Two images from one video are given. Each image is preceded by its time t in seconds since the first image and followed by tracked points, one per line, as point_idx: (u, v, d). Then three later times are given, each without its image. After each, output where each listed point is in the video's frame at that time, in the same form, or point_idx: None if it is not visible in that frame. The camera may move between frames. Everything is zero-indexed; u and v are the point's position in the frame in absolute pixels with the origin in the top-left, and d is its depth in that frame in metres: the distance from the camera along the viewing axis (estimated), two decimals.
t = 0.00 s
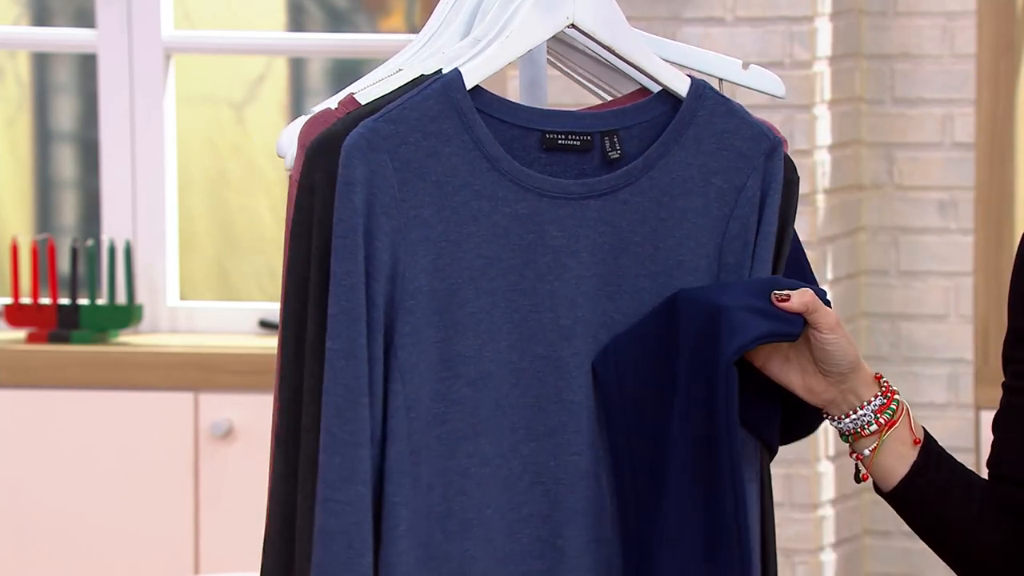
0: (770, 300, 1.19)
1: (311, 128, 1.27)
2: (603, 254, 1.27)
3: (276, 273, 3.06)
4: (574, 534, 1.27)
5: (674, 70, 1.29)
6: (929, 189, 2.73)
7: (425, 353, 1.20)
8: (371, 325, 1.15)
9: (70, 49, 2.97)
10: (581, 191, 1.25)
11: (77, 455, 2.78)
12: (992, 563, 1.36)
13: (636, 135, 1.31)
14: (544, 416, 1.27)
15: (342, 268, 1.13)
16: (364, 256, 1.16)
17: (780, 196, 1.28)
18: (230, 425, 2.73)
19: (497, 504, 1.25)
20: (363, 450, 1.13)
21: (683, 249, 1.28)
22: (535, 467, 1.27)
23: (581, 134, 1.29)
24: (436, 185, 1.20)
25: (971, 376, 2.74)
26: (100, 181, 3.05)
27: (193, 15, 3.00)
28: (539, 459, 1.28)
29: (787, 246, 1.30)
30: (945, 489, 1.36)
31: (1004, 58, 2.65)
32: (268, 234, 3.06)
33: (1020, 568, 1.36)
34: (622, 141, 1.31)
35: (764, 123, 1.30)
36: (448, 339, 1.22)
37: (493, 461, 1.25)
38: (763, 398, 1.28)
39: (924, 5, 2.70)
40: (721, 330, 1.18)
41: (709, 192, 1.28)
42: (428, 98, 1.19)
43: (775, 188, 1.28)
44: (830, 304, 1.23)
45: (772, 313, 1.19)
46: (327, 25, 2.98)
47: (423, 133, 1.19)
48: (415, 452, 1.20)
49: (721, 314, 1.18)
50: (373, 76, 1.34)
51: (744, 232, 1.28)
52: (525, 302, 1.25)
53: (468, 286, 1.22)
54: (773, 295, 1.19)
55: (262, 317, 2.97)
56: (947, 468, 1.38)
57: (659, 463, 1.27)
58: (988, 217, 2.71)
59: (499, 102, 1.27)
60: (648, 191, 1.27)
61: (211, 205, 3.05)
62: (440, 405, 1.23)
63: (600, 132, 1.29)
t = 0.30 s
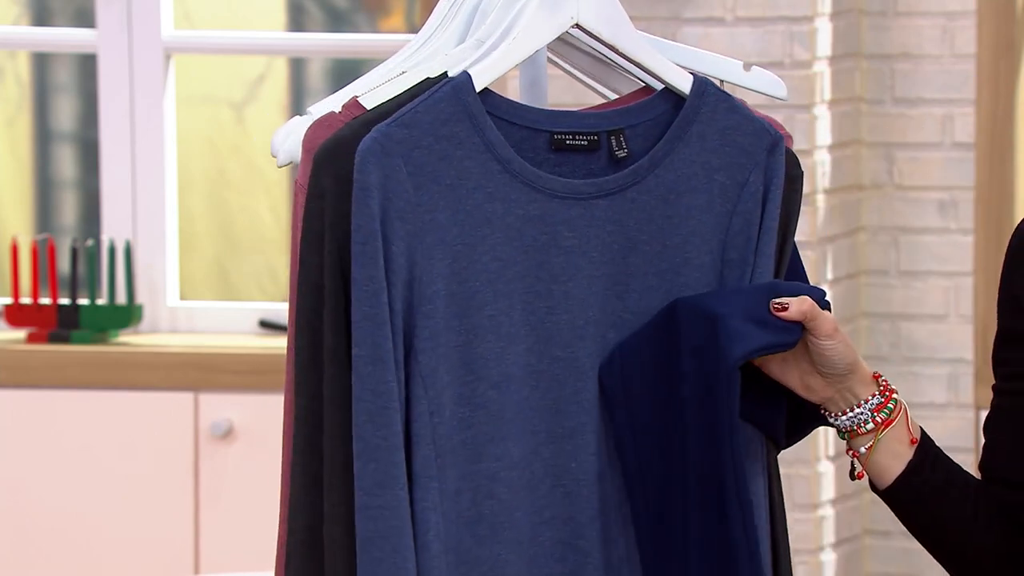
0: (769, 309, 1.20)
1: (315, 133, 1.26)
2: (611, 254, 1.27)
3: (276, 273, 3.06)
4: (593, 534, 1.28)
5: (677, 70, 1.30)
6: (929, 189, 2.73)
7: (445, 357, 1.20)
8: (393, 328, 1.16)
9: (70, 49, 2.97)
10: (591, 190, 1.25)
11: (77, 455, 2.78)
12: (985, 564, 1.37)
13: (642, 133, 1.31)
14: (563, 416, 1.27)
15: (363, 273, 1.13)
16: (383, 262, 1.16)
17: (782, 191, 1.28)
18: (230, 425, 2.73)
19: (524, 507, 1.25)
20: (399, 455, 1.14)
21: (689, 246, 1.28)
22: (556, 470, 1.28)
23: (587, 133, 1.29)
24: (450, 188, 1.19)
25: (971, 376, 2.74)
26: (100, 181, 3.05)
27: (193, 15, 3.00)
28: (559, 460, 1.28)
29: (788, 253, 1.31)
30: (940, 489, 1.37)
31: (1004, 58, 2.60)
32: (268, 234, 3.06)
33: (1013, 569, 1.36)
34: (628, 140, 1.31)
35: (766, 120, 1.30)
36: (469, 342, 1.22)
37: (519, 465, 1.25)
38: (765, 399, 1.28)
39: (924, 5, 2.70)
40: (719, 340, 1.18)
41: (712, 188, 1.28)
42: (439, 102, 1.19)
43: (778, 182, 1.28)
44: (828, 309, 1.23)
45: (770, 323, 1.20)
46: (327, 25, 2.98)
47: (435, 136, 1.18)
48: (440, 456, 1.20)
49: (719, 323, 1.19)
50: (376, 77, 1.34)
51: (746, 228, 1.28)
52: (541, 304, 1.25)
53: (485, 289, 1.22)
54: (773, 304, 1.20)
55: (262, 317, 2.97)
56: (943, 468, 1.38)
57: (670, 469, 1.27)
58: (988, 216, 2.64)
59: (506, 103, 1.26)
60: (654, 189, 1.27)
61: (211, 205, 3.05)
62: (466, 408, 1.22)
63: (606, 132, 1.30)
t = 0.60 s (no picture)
0: (774, 309, 1.21)
1: (316, 132, 1.27)
2: (609, 254, 1.27)
3: (276, 273, 3.06)
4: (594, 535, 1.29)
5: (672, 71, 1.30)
6: (928, 189, 2.73)
7: (452, 358, 1.20)
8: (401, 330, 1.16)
9: (70, 49, 2.97)
10: (591, 191, 1.24)
11: (77, 455, 2.78)
12: (985, 564, 1.36)
13: (637, 133, 1.32)
14: (563, 417, 1.27)
15: (371, 274, 1.13)
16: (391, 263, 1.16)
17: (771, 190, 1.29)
18: (230, 425, 2.73)
19: (530, 507, 1.25)
20: (400, 456, 1.14)
21: (682, 246, 1.28)
22: (555, 470, 1.28)
23: (585, 133, 1.29)
24: (457, 188, 1.19)
25: (971, 376, 2.74)
26: (100, 181, 3.05)
27: (193, 15, 3.00)
28: (557, 461, 1.28)
29: (780, 263, 1.34)
30: (940, 489, 1.37)
31: (1004, 57, 2.59)
32: (268, 234, 3.06)
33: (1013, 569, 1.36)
34: (624, 140, 1.31)
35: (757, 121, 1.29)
36: (474, 342, 1.22)
37: (525, 465, 1.25)
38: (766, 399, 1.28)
39: (924, 5, 2.70)
40: (732, 342, 1.19)
41: (704, 187, 1.28)
42: (446, 102, 1.19)
43: (766, 181, 1.28)
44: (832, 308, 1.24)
45: (777, 323, 1.20)
46: (327, 25, 2.98)
47: (443, 136, 1.18)
48: (443, 457, 1.20)
49: (730, 325, 1.19)
50: (373, 77, 1.34)
51: (738, 227, 1.29)
52: (544, 304, 1.25)
53: (491, 289, 1.22)
54: (777, 302, 1.20)
55: (262, 317, 2.97)
56: (943, 468, 1.38)
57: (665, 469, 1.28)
58: (987, 216, 2.63)
59: (508, 103, 1.26)
60: (650, 189, 1.27)
61: (211, 205, 3.05)
62: (471, 408, 1.22)
63: (603, 132, 1.29)
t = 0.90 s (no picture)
0: (777, 312, 1.20)
1: (312, 129, 1.28)
2: (606, 256, 1.27)
3: (276, 273, 3.06)
4: (587, 535, 1.28)
5: (669, 71, 1.30)
6: (927, 189, 2.73)
7: (437, 355, 1.20)
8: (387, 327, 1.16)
9: (70, 49, 2.97)
10: (585, 191, 1.25)
11: (77, 455, 2.77)
12: (985, 562, 1.37)
13: (633, 134, 1.32)
14: (555, 417, 1.27)
15: (356, 269, 1.14)
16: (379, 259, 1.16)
17: (768, 197, 1.29)
18: (230, 425, 2.73)
19: (513, 506, 1.26)
20: (376, 452, 1.14)
21: (678, 249, 1.28)
22: (547, 472, 1.28)
23: (580, 134, 1.29)
24: (448, 187, 1.20)
25: (970, 376, 2.74)
26: (100, 181, 3.04)
27: (193, 15, 3.00)
28: (550, 462, 1.28)
29: (778, 257, 1.34)
30: (940, 488, 1.37)
31: (1004, 58, 2.60)
32: (268, 234, 3.06)
33: (1013, 568, 1.37)
34: (620, 141, 1.31)
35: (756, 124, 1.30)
36: (460, 340, 1.22)
37: (511, 464, 1.25)
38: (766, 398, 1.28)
39: (923, 5, 2.70)
40: (739, 348, 1.18)
41: (701, 190, 1.28)
42: (439, 99, 1.19)
43: (764, 187, 1.28)
44: (834, 308, 1.23)
45: (779, 325, 1.20)
46: (327, 25, 2.98)
47: (434, 134, 1.19)
48: (426, 454, 1.21)
49: (736, 331, 1.19)
50: (371, 74, 1.34)
51: (736, 231, 1.29)
52: (535, 304, 1.25)
53: (480, 287, 1.22)
54: (778, 304, 1.20)
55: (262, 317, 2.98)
56: (943, 466, 1.38)
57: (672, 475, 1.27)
58: (987, 217, 2.65)
59: (503, 102, 1.26)
60: (646, 191, 1.27)
61: (211, 205, 3.05)
62: (455, 406, 1.22)
63: (599, 132, 1.30)
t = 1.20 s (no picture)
0: (770, 323, 1.21)
1: (308, 129, 1.28)
2: (603, 256, 1.27)
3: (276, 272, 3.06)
4: (575, 535, 1.28)
5: (671, 72, 1.29)
6: (927, 188, 2.73)
7: (423, 352, 1.20)
8: (371, 324, 1.16)
9: (70, 49, 2.97)
10: (581, 191, 1.25)
11: (76, 455, 2.78)
12: (989, 565, 1.37)
13: (632, 135, 1.32)
14: (545, 417, 1.27)
15: (340, 266, 1.14)
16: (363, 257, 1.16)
17: (774, 199, 1.30)
18: (230, 425, 2.73)
19: (496, 504, 1.26)
20: (361, 449, 1.14)
21: (679, 251, 1.29)
22: (535, 469, 1.28)
23: (578, 134, 1.29)
24: (435, 184, 1.19)
25: (971, 377, 2.73)
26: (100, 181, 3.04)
27: (193, 15, 3.00)
28: (538, 460, 1.28)
29: (781, 248, 1.31)
30: (943, 488, 1.36)
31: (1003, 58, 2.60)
32: (268, 234, 3.06)
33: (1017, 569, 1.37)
34: (619, 142, 1.31)
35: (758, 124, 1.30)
36: (445, 338, 1.22)
37: (493, 462, 1.25)
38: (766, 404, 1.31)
39: (924, 5, 2.70)
40: (732, 360, 1.19)
41: (703, 193, 1.29)
42: (427, 98, 1.19)
43: (768, 191, 1.29)
44: (829, 317, 1.22)
45: (772, 336, 1.20)
46: (326, 25, 2.98)
47: (424, 131, 1.19)
48: (410, 452, 1.20)
49: (730, 344, 1.20)
50: (371, 72, 1.34)
51: (739, 234, 1.30)
52: (525, 303, 1.25)
53: (466, 286, 1.22)
54: (771, 316, 1.21)
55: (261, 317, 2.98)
56: (946, 468, 1.37)
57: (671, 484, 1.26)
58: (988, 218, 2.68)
59: (499, 102, 1.26)
60: (646, 192, 1.27)
61: (211, 205, 3.05)
62: (439, 403, 1.22)
63: (597, 132, 1.30)
